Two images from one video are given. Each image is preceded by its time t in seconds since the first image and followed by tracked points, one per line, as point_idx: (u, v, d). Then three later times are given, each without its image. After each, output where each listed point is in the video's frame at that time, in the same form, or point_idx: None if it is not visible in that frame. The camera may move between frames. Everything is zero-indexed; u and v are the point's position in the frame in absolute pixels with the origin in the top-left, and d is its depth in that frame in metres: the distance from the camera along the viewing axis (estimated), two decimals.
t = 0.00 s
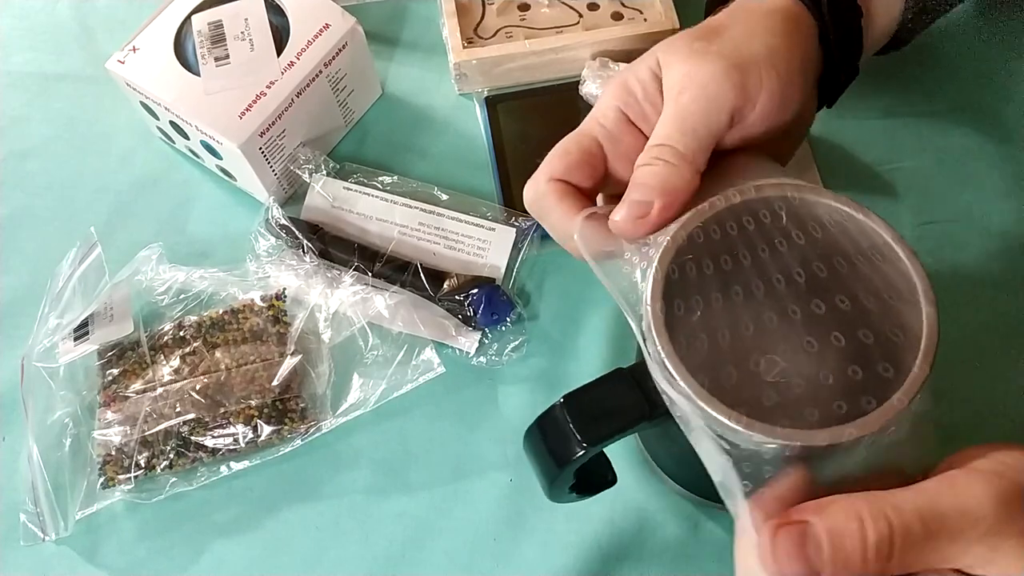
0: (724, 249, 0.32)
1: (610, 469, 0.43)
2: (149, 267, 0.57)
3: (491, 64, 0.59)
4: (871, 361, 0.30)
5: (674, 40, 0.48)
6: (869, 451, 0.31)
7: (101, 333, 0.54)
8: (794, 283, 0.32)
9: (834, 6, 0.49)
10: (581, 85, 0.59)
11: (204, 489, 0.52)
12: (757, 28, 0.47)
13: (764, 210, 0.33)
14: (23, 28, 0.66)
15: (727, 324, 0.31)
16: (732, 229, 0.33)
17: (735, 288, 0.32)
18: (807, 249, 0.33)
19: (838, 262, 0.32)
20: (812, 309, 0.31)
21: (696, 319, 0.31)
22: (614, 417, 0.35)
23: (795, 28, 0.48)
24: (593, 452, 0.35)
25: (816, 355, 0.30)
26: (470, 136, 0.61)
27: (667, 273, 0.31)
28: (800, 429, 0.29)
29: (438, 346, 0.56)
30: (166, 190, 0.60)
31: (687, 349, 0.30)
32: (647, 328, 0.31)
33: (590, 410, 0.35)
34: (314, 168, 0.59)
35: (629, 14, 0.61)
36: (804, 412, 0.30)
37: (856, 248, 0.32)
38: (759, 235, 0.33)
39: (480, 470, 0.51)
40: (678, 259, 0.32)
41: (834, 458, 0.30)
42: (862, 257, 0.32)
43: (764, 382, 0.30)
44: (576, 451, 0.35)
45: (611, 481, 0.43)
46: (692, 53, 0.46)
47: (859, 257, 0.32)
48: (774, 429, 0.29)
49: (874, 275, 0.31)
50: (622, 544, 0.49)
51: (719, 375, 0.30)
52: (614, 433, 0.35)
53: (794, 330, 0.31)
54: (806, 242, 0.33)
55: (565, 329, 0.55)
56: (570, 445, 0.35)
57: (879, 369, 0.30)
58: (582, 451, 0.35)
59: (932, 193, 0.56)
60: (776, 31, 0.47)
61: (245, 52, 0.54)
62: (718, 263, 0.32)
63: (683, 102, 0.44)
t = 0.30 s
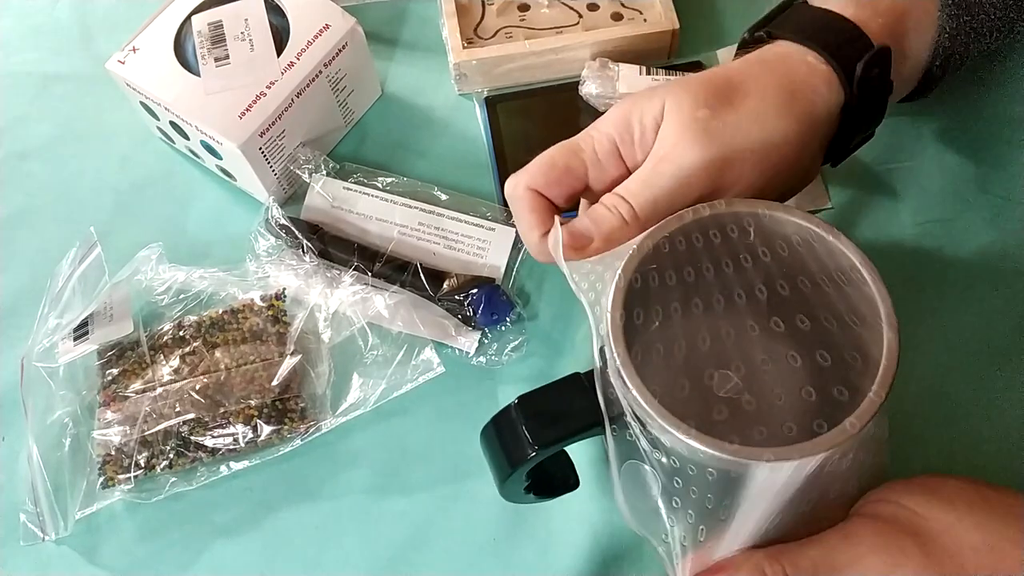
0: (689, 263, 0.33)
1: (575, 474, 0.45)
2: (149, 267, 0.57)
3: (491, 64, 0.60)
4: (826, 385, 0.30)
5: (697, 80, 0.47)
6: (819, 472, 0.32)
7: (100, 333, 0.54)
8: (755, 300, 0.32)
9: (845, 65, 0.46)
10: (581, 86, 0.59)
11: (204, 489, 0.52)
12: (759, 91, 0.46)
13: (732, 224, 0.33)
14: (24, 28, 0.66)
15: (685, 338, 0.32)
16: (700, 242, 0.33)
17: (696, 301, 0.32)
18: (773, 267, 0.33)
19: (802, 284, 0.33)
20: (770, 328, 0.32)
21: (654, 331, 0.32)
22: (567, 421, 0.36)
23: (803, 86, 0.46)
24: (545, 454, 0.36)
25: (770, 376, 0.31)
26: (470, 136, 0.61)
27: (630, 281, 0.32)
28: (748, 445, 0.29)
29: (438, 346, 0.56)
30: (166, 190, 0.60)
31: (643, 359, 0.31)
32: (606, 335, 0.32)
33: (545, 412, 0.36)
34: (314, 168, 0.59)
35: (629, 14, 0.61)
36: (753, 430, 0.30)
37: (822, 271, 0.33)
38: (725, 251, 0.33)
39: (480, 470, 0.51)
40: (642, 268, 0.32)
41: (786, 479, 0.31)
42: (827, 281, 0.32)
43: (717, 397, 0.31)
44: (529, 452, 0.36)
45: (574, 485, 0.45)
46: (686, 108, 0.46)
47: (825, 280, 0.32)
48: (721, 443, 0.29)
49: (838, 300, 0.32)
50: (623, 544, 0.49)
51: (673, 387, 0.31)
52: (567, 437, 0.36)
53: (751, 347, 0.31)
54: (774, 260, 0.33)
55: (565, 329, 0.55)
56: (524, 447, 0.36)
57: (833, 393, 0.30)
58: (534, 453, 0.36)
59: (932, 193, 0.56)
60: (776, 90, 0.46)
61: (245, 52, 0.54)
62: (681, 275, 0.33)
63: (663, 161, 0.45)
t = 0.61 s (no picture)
0: (688, 264, 0.33)
1: (575, 475, 0.45)
2: (149, 267, 0.57)
3: (491, 64, 0.60)
4: (827, 386, 0.31)
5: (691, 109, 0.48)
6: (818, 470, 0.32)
7: (100, 333, 0.54)
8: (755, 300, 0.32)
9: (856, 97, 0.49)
10: (581, 85, 0.59)
11: (203, 488, 0.52)
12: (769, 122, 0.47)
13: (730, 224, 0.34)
14: (23, 27, 0.66)
15: (686, 337, 0.32)
16: (699, 241, 0.33)
17: (696, 301, 0.32)
18: (773, 268, 0.33)
19: (803, 285, 0.32)
20: (772, 329, 0.32)
21: (655, 330, 0.32)
22: (567, 420, 0.36)
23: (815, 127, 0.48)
24: (547, 454, 0.36)
25: (771, 376, 0.31)
26: (469, 136, 0.61)
27: (631, 281, 0.32)
28: (750, 446, 0.30)
29: (438, 346, 0.56)
30: (165, 190, 0.60)
31: (643, 358, 0.31)
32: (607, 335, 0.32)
33: (544, 413, 0.36)
34: (314, 168, 0.59)
35: (628, 14, 0.61)
36: (756, 431, 0.30)
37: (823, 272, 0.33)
38: (724, 252, 0.33)
39: (480, 470, 0.51)
40: (643, 268, 0.32)
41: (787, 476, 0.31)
42: (828, 281, 0.32)
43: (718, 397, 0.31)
44: (530, 453, 0.36)
45: (575, 486, 0.45)
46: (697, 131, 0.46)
47: (826, 280, 0.32)
48: (724, 443, 0.29)
49: (839, 301, 0.32)
50: (622, 544, 0.49)
51: (674, 387, 0.31)
52: (567, 437, 0.36)
53: (754, 348, 0.31)
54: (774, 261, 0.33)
55: (565, 328, 0.55)
56: (525, 448, 0.36)
57: (834, 394, 0.30)
58: (535, 454, 0.36)
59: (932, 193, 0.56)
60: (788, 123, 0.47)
61: (244, 51, 0.54)
62: (682, 275, 0.33)
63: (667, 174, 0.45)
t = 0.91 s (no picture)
0: (686, 265, 0.33)
1: (566, 468, 0.45)
2: (149, 267, 0.57)
3: (492, 65, 0.60)
4: (819, 393, 0.31)
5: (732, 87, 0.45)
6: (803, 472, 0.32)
7: (100, 332, 0.54)
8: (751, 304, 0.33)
9: (927, 111, 0.45)
10: (581, 86, 0.60)
11: (204, 488, 0.52)
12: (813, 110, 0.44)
13: (730, 230, 0.34)
14: (24, 28, 0.66)
15: (681, 338, 0.32)
16: (698, 245, 0.34)
17: (693, 305, 0.32)
18: (771, 275, 0.33)
19: (801, 294, 0.33)
20: (767, 334, 0.32)
21: (650, 329, 0.32)
22: (558, 414, 0.36)
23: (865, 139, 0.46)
24: (536, 446, 0.36)
25: (765, 381, 0.31)
26: (470, 136, 0.61)
27: (628, 278, 0.32)
28: (739, 446, 0.30)
29: (438, 346, 0.56)
30: (166, 190, 0.60)
31: (637, 355, 0.31)
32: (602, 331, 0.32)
33: (537, 404, 0.36)
34: (314, 168, 0.59)
35: (629, 14, 0.61)
36: (745, 433, 0.30)
37: (819, 282, 0.33)
38: (723, 256, 0.34)
39: (481, 470, 0.51)
40: (641, 267, 0.33)
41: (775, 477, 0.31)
42: (823, 291, 0.33)
43: (711, 399, 0.31)
44: (520, 443, 0.36)
45: (567, 478, 0.45)
46: (738, 109, 0.43)
47: (823, 290, 0.33)
48: (713, 442, 0.30)
49: (834, 310, 0.32)
50: (623, 544, 0.49)
51: (666, 384, 0.31)
52: (557, 429, 0.36)
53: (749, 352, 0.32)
54: (773, 269, 0.33)
55: (565, 328, 0.55)
56: (516, 438, 0.36)
57: (826, 400, 0.31)
58: (526, 444, 0.36)
59: (932, 193, 0.57)
60: (831, 117, 0.44)
61: (245, 52, 0.54)
62: (678, 277, 0.33)
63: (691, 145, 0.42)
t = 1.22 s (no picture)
0: (687, 265, 0.33)
1: (569, 469, 0.45)
2: (149, 267, 0.57)
3: (491, 65, 0.60)
4: (821, 393, 0.31)
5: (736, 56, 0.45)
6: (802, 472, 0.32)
7: (101, 333, 0.54)
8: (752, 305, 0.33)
9: (917, 92, 0.45)
10: (581, 86, 0.59)
11: (203, 488, 0.52)
12: (820, 75, 0.44)
13: (732, 230, 0.34)
14: (23, 28, 0.66)
15: (682, 339, 0.32)
16: (698, 245, 0.34)
17: (694, 306, 0.33)
18: (773, 276, 0.33)
19: (802, 294, 0.33)
20: (768, 334, 0.32)
21: (651, 328, 0.32)
22: (562, 414, 0.36)
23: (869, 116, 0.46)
24: (537, 446, 0.36)
25: (766, 381, 0.31)
26: (469, 136, 0.61)
27: (629, 277, 0.32)
28: (740, 445, 0.30)
29: (438, 346, 0.56)
30: (166, 190, 0.60)
31: (638, 354, 0.31)
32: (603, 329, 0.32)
33: (538, 404, 0.36)
34: (314, 168, 0.59)
35: (629, 14, 0.61)
36: (747, 432, 0.30)
37: (819, 283, 0.33)
38: (724, 256, 0.34)
39: (481, 470, 0.51)
40: (643, 266, 0.33)
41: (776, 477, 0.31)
42: (824, 292, 0.33)
43: (712, 399, 0.31)
44: (521, 443, 0.36)
45: (568, 479, 0.45)
46: (744, 65, 0.43)
47: (824, 291, 0.33)
48: (714, 442, 0.30)
49: (835, 311, 0.32)
50: (623, 544, 0.49)
51: (667, 384, 0.31)
52: (560, 429, 0.36)
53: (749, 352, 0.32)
54: (774, 269, 0.33)
55: (566, 329, 0.55)
56: (517, 438, 0.36)
57: (828, 399, 0.31)
58: (527, 444, 0.36)
59: (932, 193, 0.56)
60: (837, 87, 0.44)
61: (245, 51, 0.54)
62: (680, 277, 0.33)
63: (697, 92, 0.43)
